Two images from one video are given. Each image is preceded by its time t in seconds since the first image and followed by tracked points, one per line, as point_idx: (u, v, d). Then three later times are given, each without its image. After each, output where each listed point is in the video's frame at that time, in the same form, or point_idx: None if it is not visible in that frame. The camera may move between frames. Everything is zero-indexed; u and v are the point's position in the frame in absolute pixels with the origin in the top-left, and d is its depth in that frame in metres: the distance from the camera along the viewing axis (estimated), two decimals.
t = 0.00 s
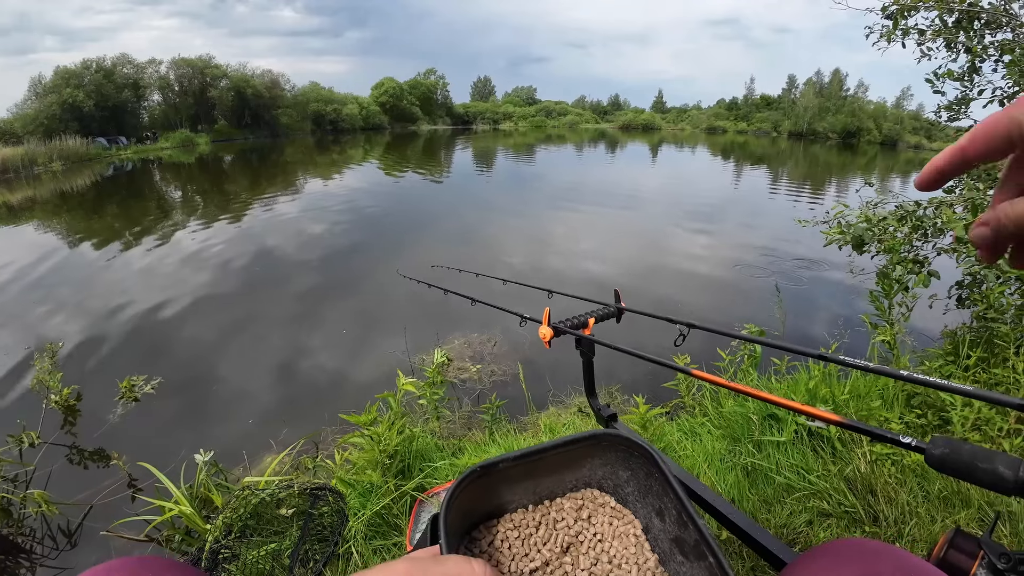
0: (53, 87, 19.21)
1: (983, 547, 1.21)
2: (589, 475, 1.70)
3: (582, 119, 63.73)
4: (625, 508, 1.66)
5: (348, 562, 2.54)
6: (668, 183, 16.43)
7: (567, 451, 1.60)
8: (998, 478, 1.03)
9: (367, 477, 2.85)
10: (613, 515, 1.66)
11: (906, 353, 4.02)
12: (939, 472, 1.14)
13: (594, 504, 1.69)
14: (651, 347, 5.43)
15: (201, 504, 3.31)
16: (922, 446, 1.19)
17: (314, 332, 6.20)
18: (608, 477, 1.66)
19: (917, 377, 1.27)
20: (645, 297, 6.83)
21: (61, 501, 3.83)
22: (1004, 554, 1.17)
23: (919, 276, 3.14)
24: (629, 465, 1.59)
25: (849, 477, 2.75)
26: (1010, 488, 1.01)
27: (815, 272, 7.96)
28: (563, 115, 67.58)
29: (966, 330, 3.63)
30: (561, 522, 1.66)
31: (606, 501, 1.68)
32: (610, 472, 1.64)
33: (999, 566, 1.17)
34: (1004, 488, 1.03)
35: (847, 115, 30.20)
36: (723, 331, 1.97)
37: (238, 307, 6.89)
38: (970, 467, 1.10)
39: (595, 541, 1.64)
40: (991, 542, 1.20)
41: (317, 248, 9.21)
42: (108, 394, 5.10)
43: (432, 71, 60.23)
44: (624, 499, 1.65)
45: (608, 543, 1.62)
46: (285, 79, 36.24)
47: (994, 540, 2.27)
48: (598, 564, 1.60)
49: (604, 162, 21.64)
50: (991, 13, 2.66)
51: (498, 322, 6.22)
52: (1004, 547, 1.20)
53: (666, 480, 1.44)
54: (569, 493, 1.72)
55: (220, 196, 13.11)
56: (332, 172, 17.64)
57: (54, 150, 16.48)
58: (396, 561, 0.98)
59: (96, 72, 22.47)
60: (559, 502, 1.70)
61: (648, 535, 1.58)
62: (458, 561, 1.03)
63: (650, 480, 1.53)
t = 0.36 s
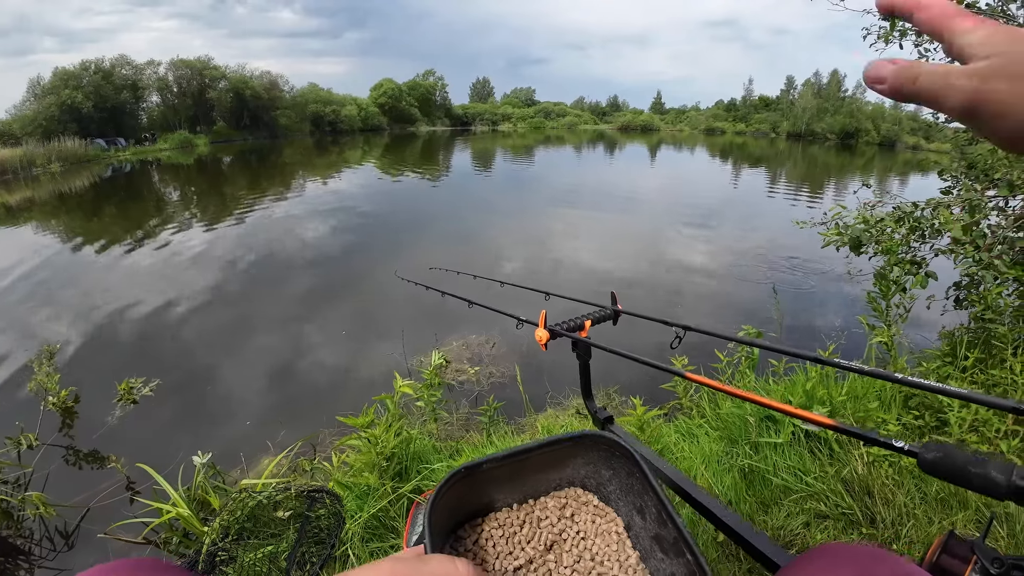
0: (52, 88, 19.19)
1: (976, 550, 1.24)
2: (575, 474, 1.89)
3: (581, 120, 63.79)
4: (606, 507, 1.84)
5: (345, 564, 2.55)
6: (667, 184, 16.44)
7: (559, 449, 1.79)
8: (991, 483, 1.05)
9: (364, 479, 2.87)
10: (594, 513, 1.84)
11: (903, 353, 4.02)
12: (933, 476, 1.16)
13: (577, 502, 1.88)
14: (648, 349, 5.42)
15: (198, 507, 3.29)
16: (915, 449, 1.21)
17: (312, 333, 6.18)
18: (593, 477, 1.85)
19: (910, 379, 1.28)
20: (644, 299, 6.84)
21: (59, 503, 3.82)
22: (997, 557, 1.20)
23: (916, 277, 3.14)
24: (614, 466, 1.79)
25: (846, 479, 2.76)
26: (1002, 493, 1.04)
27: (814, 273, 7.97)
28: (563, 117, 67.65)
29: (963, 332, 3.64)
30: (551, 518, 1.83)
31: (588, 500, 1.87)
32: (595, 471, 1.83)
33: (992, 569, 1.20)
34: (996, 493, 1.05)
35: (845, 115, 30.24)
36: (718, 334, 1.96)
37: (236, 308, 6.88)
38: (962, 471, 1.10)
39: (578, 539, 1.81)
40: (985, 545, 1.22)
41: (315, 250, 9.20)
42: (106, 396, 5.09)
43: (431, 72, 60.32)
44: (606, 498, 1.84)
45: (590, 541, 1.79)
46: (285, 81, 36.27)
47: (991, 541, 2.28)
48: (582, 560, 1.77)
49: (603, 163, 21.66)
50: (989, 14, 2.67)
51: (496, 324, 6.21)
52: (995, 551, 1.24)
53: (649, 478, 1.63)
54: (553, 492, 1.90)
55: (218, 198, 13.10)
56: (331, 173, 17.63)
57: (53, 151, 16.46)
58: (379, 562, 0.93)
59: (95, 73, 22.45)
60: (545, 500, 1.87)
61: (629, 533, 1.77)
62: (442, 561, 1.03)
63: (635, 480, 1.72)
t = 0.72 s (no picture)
0: (49, 90, 19.13)
1: (960, 550, 1.35)
2: (549, 477, 2.44)
3: (579, 122, 63.88)
4: (578, 504, 2.38)
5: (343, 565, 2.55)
6: (665, 185, 16.46)
7: (530, 453, 2.36)
8: (974, 483, 1.11)
9: (361, 481, 2.86)
10: (568, 509, 2.39)
11: (898, 354, 4.04)
12: (919, 477, 1.21)
13: (552, 500, 2.43)
14: (645, 351, 5.42)
15: (196, 509, 3.27)
16: (900, 450, 1.27)
17: (309, 335, 6.17)
18: (565, 477, 2.41)
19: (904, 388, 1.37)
20: (642, 301, 6.85)
21: (59, 505, 3.81)
22: (980, 555, 1.29)
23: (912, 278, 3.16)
24: (580, 466, 2.33)
25: (841, 480, 2.76)
26: (985, 494, 1.09)
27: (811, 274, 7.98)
28: (560, 119, 67.77)
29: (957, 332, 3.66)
30: (528, 513, 2.38)
31: (562, 498, 2.42)
32: (566, 472, 2.39)
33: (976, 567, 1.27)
34: (979, 493, 1.11)
35: (843, 117, 30.33)
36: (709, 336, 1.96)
37: (234, 311, 6.87)
38: (945, 472, 1.16)
39: (553, 533, 2.33)
40: (968, 546, 1.32)
41: (313, 252, 9.19)
42: (105, 399, 5.07)
43: (429, 75, 60.39)
44: (577, 496, 2.39)
45: (564, 534, 2.32)
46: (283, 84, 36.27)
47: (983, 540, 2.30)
48: (556, 552, 2.28)
49: (601, 165, 21.67)
50: (984, 17, 2.69)
51: (493, 326, 6.22)
52: (980, 551, 1.30)
53: (610, 477, 2.16)
54: (534, 492, 2.46)
55: (216, 200, 13.08)
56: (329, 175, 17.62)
57: (50, 153, 16.39)
58: (366, 560, 1.15)
59: (92, 75, 22.39)
60: (528, 499, 2.43)
61: (598, 526, 2.29)
62: (424, 558, 1.27)
63: (599, 478, 2.24)
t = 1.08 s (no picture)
0: (46, 93, 19.12)
1: (950, 550, 1.36)
2: (539, 475, 2.45)
3: (576, 125, 64.06)
4: (567, 502, 2.39)
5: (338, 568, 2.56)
6: (662, 188, 16.53)
7: (519, 452, 2.36)
8: (962, 484, 1.12)
9: (356, 484, 2.87)
10: (557, 507, 2.39)
11: (893, 356, 4.06)
12: (909, 479, 1.22)
13: (541, 498, 2.43)
14: (641, 354, 5.44)
15: (192, 512, 3.27)
16: (889, 451, 1.28)
17: (306, 338, 6.17)
18: (555, 476, 2.41)
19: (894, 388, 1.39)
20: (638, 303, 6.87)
21: (54, 508, 3.80)
22: (969, 556, 1.30)
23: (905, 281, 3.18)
24: (569, 464, 2.34)
25: (835, 481, 2.78)
26: (972, 494, 1.10)
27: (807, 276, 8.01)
28: (558, 122, 67.94)
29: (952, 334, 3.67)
30: (517, 511, 2.39)
31: (551, 496, 2.42)
32: (555, 470, 2.39)
33: (965, 569, 1.29)
34: (967, 494, 1.12)
35: (839, 120, 30.47)
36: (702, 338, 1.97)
37: (230, 313, 6.86)
38: (934, 472, 1.18)
39: (541, 531, 2.35)
40: (957, 547, 1.33)
41: (310, 254, 9.19)
42: (101, 401, 5.06)
43: (427, 78, 60.61)
44: (566, 494, 2.40)
45: (553, 531, 2.33)
46: (280, 87, 36.33)
47: (978, 541, 2.31)
48: (545, 550, 2.29)
49: (599, 168, 21.73)
50: (978, 20, 2.72)
51: (490, 329, 6.23)
52: (970, 552, 1.31)
53: (598, 475, 2.17)
54: (524, 490, 2.47)
55: (213, 203, 13.08)
56: (326, 178, 17.63)
57: (47, 156, 16.38)
58: (359, 554, 1.17)
59: (90, 78, 22.38)
60: (517, 497, 2.44)
61: (586, 524, 2.30)
62: (414, 555, 1.30)
63: (586, 475, 2.25)
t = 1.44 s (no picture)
0: (43, 95, 19.07)
1: (950, 551, 1.36)
2: (541, 476, 2.44)
3: (573, 127, 64.19)
4: (570, 503, 2.38)
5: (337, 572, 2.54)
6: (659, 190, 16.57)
7: (521, 453, 2.35)
8: (963, 484, 1.12)
9: (355, 487, 2.86)
10: (560, 508, 2.38)
11: (890, 358, 4.07)
12: (909, 480, 1.22)
13: (544, 499, 2.42)
14: (639, 356, 5.43)
15: (190, 516, 3.24)
16: (889, 452, 1.28)
17: (303, 341, 6.14)
18: (557, 477, 2.40)
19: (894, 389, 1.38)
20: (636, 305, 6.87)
21: (51, 512, 3.78)
22: (970, 556, 1.30)
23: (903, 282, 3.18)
24: (572, 465, 2.33)
25: (834, 483, 2.78)
26: (973, 494, 1.10)
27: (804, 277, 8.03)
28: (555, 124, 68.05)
29: (949, 335, 3.68)
30: (520, 513, 2.38)
31: (553, 497, 2.41)
32: (558, 471, 2.39)
33: (966, 569, 1.29)
34: (968, 494, 1.12)
35: (835, 123, 30.59)
36: (700, 339, 1.96)
37: (228, 316, 6.83)
38: (934, 473, 1.18)
39: (545, 532, 2.34)
40: (958, 547, 1.33)
41: (307, 257, 9.17)
42: (97, 405, 5.03)
43: (424, 81, 60.69)
44: (568, 495, 2.39)
45: (556, 533, 2.33)
46: (277, 90, 36.31)
47: (977, 542, 2.31)
48: (548, 551, 2.29)
49: (596, 170, 21.78)
50: (974, 22, 2.74)
51: (488, 331, 6.22)
52: (971, 552, 1.31)
53: (601, 476, 2.17)
54: (526, 491, 2.46)
55: (210, 205, 13.06)
56: (323, 180, 17.62)
57: (44, 158, 16.33)
58: (359, 559, 1.16)
59: (87, 80, 22.34)
60: (519, 499, 2.43)
61: (589, 525, 2.30)
62: (415, 557, 1.29)
63: (589, 476, 2.25)
